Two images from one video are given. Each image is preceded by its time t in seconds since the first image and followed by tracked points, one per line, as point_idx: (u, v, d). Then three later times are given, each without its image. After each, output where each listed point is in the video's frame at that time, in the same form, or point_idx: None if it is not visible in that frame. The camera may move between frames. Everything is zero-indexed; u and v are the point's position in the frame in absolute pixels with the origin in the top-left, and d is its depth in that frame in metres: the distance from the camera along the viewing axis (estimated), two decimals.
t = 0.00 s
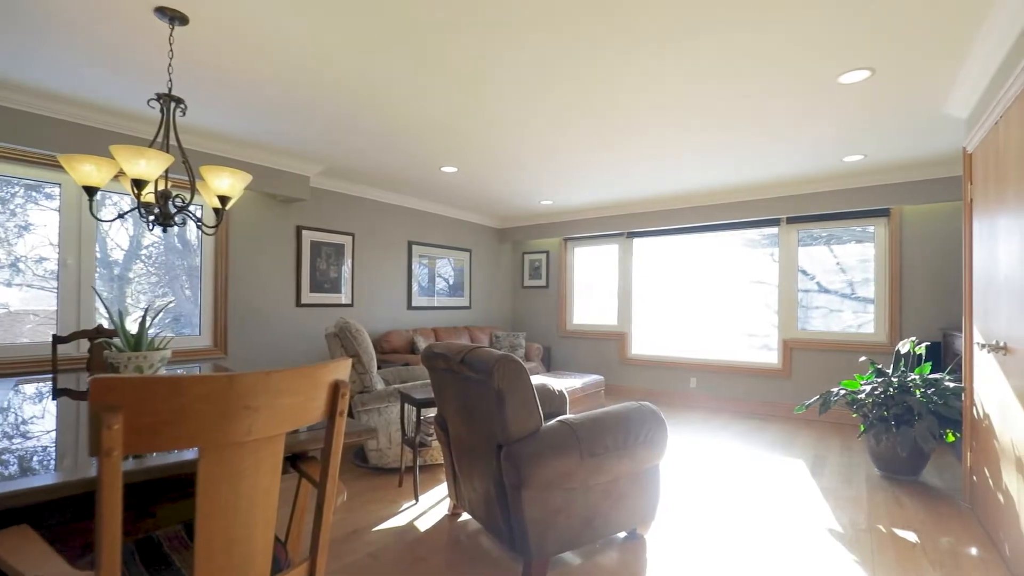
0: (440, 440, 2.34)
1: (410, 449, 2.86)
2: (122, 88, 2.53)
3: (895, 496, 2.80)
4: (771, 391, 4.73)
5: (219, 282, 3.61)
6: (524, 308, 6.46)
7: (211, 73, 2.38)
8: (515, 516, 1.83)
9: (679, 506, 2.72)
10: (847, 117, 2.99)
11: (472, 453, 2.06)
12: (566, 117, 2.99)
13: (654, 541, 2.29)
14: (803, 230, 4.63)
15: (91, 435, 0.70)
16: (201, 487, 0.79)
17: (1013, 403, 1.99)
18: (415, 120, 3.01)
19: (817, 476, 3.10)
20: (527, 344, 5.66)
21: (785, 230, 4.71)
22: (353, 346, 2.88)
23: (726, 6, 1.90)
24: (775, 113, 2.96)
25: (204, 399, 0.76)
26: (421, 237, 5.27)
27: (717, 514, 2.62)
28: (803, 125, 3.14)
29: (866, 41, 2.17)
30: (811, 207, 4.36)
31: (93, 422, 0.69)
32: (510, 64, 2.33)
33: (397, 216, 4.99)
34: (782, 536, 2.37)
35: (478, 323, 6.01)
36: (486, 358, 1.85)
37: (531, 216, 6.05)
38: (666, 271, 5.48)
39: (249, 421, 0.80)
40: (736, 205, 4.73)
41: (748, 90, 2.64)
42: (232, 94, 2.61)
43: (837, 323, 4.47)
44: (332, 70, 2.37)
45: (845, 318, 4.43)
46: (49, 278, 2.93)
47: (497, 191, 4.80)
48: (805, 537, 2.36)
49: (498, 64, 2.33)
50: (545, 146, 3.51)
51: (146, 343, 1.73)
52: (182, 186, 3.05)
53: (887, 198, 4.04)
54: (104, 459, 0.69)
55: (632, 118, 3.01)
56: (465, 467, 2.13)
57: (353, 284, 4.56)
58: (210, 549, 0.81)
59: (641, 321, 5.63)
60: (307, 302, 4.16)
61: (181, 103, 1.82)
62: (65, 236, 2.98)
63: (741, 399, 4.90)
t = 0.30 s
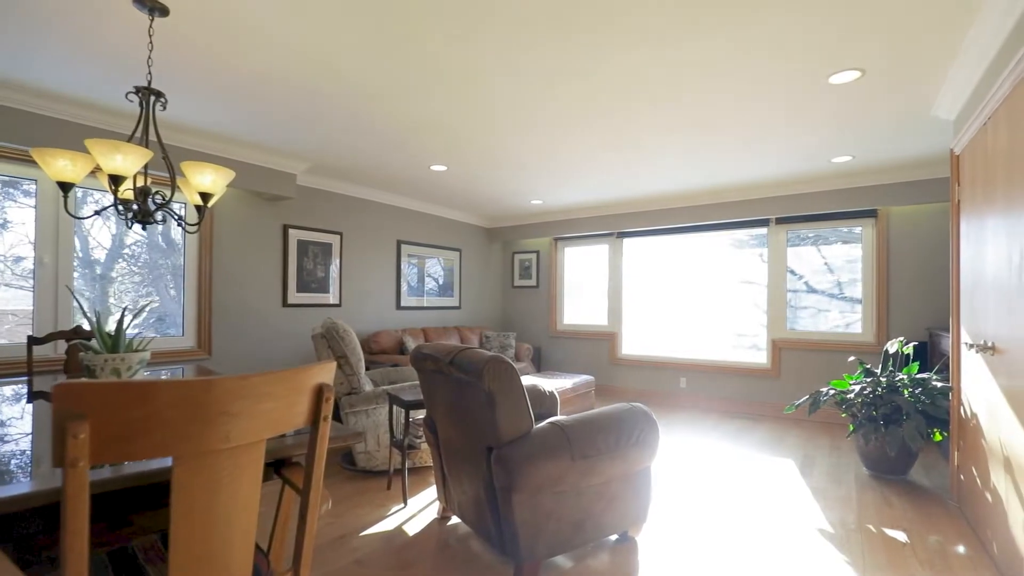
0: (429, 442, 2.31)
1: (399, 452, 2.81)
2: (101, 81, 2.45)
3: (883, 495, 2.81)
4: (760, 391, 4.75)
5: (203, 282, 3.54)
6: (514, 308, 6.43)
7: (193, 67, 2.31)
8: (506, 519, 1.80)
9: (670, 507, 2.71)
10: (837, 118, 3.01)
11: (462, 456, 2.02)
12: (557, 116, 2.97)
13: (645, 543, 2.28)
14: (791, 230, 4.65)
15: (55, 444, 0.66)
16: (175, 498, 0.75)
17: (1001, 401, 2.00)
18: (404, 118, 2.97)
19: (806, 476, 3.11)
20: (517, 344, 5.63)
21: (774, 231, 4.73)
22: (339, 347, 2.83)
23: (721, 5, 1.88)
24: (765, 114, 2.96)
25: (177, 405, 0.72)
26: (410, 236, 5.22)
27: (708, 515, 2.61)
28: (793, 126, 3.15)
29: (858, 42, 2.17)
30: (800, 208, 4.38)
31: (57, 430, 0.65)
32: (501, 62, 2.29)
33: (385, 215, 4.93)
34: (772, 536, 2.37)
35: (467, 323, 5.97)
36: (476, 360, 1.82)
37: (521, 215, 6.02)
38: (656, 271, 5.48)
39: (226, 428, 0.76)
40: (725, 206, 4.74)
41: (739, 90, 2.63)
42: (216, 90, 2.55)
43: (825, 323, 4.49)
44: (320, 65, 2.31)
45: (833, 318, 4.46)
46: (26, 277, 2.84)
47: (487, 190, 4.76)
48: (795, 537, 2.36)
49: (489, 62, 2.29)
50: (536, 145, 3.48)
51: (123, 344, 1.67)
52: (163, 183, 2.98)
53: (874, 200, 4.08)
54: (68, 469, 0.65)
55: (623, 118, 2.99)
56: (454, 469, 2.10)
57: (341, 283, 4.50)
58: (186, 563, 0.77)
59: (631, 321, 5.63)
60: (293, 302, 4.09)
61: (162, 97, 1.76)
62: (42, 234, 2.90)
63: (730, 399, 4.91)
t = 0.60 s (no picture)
0: (417, 444, 2.27)
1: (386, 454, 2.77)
2: (77, 73, 2.38)
3: (871, 494, 2.82)
4: (749, 391, 4.76)
5: (186, 281, 3.46)
6: (504, 308, 6.40)
7: (174, 60, 2.25)
8: (495, 523, 1.77)
9: (660, 507, 2.69)
10: (825, 119, 3.01)
11: (450, 458, 1.99)
12: (546, 115, 2.94)
13: (636, 545, 2.26)
14: (780, 231, 4.67)
15: (14, 451, 0.62)
16: (145, 507, 0.71)
17: (988, 400, 2.01)
18: (391, 115, 2.92)
19: (795, 476, 3.12)
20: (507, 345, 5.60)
21: (763, 231, 4.75)
22: (326, 348, 2.78)
23: (709, 3, 1.87)
24: (754, 114, 2.96)
25: (149, 410, 0.68)
26: (399, 236, 5.17)
27: (698, 515, 2.60)
28: (782, 126, 3.15)
29: (845, 42, 2.17)
30: (788, 208, 4.40)
31: (16, 436, 0.61)
32: (489, 59, 2.26)
33: (373, 214, 4.88)
34: (762, 536, 2.36)
35: (457, 323, 5.93)
36: (465, 360, 1.79)
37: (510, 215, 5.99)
38: (645, 271, 5.48)
39: (201, 433, 0.73)
40: (715, 206, 4.75)
41: (728, 90, 2.63)
42: (198, 83, 2.49)
43: (813, 323, 4.52)
44: (303, 60, 2.27)
45: (821, 318, 4.48)
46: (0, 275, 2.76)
47: (476, 189, 4.72)
48: (784, 537, 2.36)
49: (477, 59, 2.26)
50: (526, 144, 3.46)
51: (99, 345, 1.62)
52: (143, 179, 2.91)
53: (861, 200, 4.11)
54: (27, 479, 0.61)
55: (612, 117, 2.97)
56: (443, 472, 2.07)
57: (329, 283, 4.44)
58: None
59: (621, 321, 5.62)
60: (279, 302, 4.02)
61: (138, 89, 1.71)
62: (17, 231, 2.81)
63: (720, 399, 4.92)
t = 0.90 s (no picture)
0: (405, 447, 2.23)
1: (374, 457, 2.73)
2: (53, 66, 2.31)
3: (860, 493, 2.83)
4: (738, 390, 4.78)
5: (169, 280, 3.38)
6: (494, 308, 6.37)
7: (153, 54, 2.19)
8: (484, 527, 1.74)
9: (651, 508, 2.68)
10: (814, 119, 3.02)
11: (439, 461, 1.95)
12: (536, 114, 2.92)
13: (627, 547, 2.24)
14: (769, 231, 4.69)
15: None
16: (112, 518, 0.67)
17: (975, 399, 2.02)
18: (379, 112, 2.88)
19: (784, 475, 3.13)
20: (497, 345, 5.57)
21: (752, 232, 4.76)
22: (311, 348, 2.73)
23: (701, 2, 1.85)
24: (743, 114, 2.96)
25: (116, 415, 0.64)
26: (387, 235, 5.11)
27: (688, 515, 2.59)
28: (772, 126, 3.15)
29: (835, 43, 2.17)
30: (776, 208, 4.42)
31: None
32: (478, 57, 2.23)
33: (361, 213, 4.82)
34: (752, 536, 2.36)
35: (446, 323, 5.89)
36: (453, 361, 1.76)
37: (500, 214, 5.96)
38: (635, 271, 5.48)
39: (172, 438, 0.69)
40: (705, 206, 4.76)
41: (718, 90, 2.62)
42: (179, 79, 2.43)
43: (801, 323, 4.54)
44: (288, 55, 2.22)
45: (809, 318, 4.51)
46: None
47: (466, 188, 4.69)
48: (774, 537, 2.35)
49: (466, 56, 2.23)
50: (515, 142, 3.43)
51: (71, 346, 1.57)
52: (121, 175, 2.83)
53: (849, 201, 4.13)
54: None
55: (602, 116, 2.96)
56: (431, 475, 2.03)
57: (316, 283, 4.38)
58: None
59: (611, 321, 5.61)
60: (264, 302, 3.95)
61: (114, 82, 1.66)
62: None
63: (710, 399, 4.93)
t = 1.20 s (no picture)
0: (393, 450, 2.19)
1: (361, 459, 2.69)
2: (28, 61, 2.24)
3: (849, 493, 2.84)
4: (728, 390, 4.79)
5: (153, 280, 3.31)
6: (484, 308, 6.34)
7: (132, 50, 2.14)
8: (473, 531, 1.71)
9: (642, 509, 2.66)
10: (803, 120, 3.03)
11: (427, 465, 1.92)
12: (526, 113, 2.89)
13: (617, 548, 2.22)
14: (758, 231, 4.70)
15: None
16: (75, 533, 0.63)
17: (964, 398, 2.02)
18: (366, 110, 2.83)
19: (774, 475, 3.13)
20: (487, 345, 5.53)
21: (742, 232, 4.77)
22: (297, 349, 2.69)
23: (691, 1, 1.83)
24: (733, 114, 2.96)
25: (78, 423, 0.61)
26: (376, 235, 5.06)
27: (679, 516, 2.58)
28: (761, 126, 3.15)
29: (825, 44, 2.17)
30: (766, 209, 4.43)
31: None
32: (467, 55, 2.20)
33: (350, 212, 4.77)
34: (743, 537, 2.35)
35: (436, 323, 5.84)
36: (441, 362, 1.73)
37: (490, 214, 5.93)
38: (625, 271, 5.47)
39: (139, 446, 0.66)
40: (695, 206, 4.76)
41: (708, 90, 2.61)
42: (160, 75, 2.37)
43: (790, 322, 4.56)
44: (272, 52, 2.17)
45: (798, 318, 4.53)
46: None
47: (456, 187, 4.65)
48: (765, 537, 2.35)
49: (454, 55, 2.20)
50: (505, 141, 3.40)
51: (43, 348, 1.51)
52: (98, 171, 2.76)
53: (837, 201, 4.15)
54: None
55: (593, 116, 2.94)
56: (419, 479, 2.00)
57: (303, 282, 4.32)
58: None
59: (601, 321, 5.60)
60: (250, 302, 3.89)
61: (90, 76, 1.61)
62: None
63: (700, 398, 4.93)
